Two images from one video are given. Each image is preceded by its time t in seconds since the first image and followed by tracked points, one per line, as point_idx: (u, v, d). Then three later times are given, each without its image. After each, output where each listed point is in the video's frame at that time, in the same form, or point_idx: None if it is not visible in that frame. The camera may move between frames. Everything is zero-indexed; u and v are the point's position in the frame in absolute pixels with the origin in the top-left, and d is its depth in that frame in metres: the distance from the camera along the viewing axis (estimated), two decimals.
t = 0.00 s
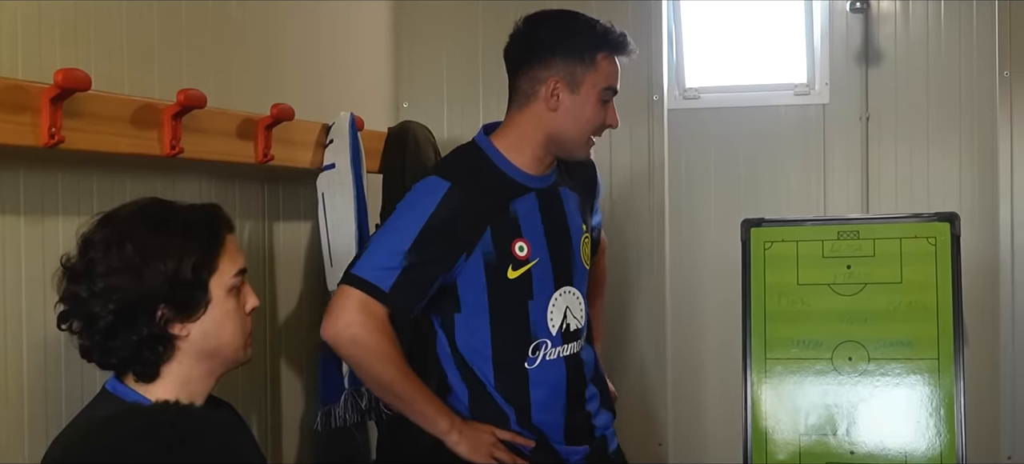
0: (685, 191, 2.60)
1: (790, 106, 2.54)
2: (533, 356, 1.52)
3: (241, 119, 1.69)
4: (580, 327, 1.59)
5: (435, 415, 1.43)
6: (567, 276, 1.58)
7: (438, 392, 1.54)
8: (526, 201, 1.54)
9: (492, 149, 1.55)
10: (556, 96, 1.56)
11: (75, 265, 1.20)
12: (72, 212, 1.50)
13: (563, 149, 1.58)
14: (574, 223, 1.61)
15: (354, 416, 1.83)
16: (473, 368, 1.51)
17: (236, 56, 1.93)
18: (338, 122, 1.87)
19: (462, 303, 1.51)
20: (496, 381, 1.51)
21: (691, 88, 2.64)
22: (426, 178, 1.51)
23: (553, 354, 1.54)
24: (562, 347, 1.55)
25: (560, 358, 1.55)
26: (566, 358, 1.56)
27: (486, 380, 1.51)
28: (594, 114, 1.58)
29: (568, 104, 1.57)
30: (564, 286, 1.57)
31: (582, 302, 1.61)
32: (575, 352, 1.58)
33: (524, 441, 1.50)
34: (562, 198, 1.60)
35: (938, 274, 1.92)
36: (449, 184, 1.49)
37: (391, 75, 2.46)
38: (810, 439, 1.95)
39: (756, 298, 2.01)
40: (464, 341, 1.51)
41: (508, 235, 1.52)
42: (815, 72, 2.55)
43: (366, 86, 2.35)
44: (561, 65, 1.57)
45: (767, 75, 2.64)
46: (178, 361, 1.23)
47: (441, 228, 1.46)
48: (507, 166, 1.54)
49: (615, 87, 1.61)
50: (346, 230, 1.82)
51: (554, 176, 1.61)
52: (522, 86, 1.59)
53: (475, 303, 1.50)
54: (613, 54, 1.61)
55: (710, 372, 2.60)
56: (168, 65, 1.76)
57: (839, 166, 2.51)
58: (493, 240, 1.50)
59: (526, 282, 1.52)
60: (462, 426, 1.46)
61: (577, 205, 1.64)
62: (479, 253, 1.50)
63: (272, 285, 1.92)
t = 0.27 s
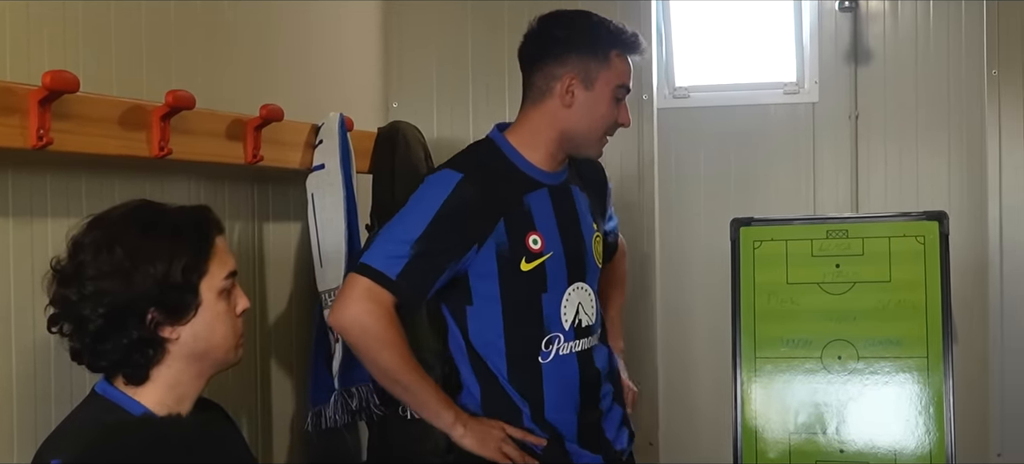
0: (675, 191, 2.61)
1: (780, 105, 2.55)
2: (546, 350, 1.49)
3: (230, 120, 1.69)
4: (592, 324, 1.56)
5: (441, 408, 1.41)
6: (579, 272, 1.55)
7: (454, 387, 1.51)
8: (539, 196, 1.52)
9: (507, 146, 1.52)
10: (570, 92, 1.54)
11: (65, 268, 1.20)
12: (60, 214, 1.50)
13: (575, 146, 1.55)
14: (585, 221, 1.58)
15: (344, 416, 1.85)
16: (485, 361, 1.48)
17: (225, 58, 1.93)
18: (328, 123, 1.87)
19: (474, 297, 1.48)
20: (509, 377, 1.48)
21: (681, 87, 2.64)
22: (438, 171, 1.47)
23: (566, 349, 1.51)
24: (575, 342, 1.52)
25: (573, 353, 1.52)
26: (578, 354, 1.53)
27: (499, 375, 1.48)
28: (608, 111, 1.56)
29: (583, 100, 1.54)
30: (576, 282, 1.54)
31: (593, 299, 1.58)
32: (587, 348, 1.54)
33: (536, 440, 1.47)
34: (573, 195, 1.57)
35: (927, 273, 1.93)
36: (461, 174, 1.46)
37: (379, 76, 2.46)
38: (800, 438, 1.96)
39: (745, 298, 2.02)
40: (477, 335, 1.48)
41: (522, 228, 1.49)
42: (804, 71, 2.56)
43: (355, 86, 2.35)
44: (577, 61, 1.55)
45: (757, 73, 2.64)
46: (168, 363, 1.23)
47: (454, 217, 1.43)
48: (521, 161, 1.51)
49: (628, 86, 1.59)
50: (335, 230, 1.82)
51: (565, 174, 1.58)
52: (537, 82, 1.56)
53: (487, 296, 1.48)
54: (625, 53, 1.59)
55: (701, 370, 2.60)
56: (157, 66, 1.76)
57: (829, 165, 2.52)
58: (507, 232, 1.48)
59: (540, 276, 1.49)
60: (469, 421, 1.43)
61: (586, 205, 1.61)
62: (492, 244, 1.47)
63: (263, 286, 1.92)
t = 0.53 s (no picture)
0: (666, 191, 2.61)
1: (773, 104, 2.55)
2: (555, 349, 1.46)
3: (222, 121, 1.69)
4: (611, 329, 1.52)
5: (423, 380, 1.42)
6: (599, 277, 1.51)
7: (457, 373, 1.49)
8: (563, 199, 1.49)
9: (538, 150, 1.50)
10: (602, 98, 1.52)
11: (56, 270, 1.19)
12: (51, 215, 1.50)
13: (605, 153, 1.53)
14: (613, 226, 1.55)
15: (336, 417, 1.84)
16: (498, 350, 1.45)
17: (216, 58, 1.93)
18: (320, 124, 1.87)
19: (488, 292, 1.46)
20: (519, 370, 1.45)
21: (673, 87, 2.65)
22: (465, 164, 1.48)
23: (577, 351, 1.47)
24: (588, 344, 1.48)
25: (584, 356, 1.48)
26: (590, 357, 1.49)
27: (509, 369, 1.45)
28: (638, 119, 1.54)
29: (613, 107, 1.52)
30: (594, 286, 1.51)
31: (614, 307, 1.54)
32: (601, 352, 1.50)
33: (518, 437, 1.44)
34: (600, 202, 1.53)
35: (918, 273, 1.93)
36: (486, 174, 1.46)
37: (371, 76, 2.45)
38: (791, 438, 1.96)
39: (737, 298, 2.02)
40: (491, 328, 1.46)
41: (542, 229, 1.47)
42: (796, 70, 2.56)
43: (347, 87, 2.35)
44: (610, 68, 1.53)
45: (749, 73, 2.64)
46: (159, 366, 1.23)
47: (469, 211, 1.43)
48: (551, 165, 1.50)
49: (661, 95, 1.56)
50: (327, 231, 1.82)
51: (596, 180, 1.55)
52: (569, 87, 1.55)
53: (501, 293, 1.46)
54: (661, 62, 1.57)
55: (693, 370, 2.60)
56: (148, 66, 1.76)
57: (821, 164, 2.52)
58: (525, 231, 1.46)
59: (555, 276, 1.47)
60: (453, 399, 1.42)
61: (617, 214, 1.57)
62: (508, 242, 1.46)
63: (253, 287, 1.92)
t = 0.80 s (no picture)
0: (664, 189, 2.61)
1: (771, 102, 2.55)
2: (564, 347, 1.48)
3: (219, 120, 1.69)
4: (622, 328, 1.53)
5: (442, 391, 1.47)
6: (611, 275, 1.53)
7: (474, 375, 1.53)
8: (577, 197, 1.51)
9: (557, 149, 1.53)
10: (623, 103, 1.54)
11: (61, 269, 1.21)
12: (49, 216, 1.50)
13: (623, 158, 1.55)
14: (628, 227, 1.56)
15: (336, 417, 1.84)
16: (507, 349, 1.49)
17: (214, 57, 1.93)
18: (318, 123, 1.86)
19: (501, 288, 1.50)
20: (529, 369, 1.49)
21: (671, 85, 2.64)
22: (479, 162, 1.52)
23: (587, 349, 1.49)
24: (597, 343, 1.50)
25: (594, 353, 1.50)
26: (600, 355, 1.50)
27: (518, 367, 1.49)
28: (659, 127, 1.55)
29: (634, 112, 1.54)
30: (605, 285, 1.52)
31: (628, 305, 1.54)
32: (611, 351, 1.51)
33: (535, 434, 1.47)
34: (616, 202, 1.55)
35: (917, 270, 1.93)
36: (498, 168, 1.49)
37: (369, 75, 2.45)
38: (790, 436, 1.96)
39: (736, 296, 2.01)
40: (504, 326, 1.50)
41: (554, 227, 1.50)
42: (794, 67, 2.56)
43: (344, 86, 2.35)
44: (633, 74, 1.55)
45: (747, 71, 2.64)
46: (165, 366, 1.24)
47: (480, 209, 1.47)
48: (569, 165, 1.52)
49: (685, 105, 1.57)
50: (326, 229, 1.82)
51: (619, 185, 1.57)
52: (593, 91, 1.57)
53: (515, 291, 1.49)
54: (687, 72, 1.58)
55: (691, 368, 2.60)
56: (145, 66, 1.75)
57: (819, 164, 2.52)
58: (536, 228, 1.49)
59: (565, 274, 1.49)
60: (472, 408, 1.47)
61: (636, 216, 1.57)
62: (519, 238, 1.49)
63: (252, 286, 1.92)
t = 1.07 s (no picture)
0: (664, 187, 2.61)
1: (771, 101, 2.55)
2: (561, 339, 1.47)
3: (220, 118, 1.68)
4: (620, 324, 1.51)
5: (437, 386, 1.47)
6: (609, 269, 1.51)
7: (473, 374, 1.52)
8: (576, 189, 1.51)
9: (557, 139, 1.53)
10: (623, 94, 1.54)
11: (75, 257, 1.18)
12: (49, 215, 1.49)
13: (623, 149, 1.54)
14: (626, 224, 1.55)
15: (336, 415, 1.84)
16: (504, 343, 1.47)
17: (215, 55, 1.93)
18: (319, 121, 1.86)
19: (498, 278, 1.48)
20: (525, 364, 1.47)
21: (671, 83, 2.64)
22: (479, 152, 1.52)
23: (584, 341, 1.48)
24: (595, 336, 1.48)
25: (590, 347, 1.48)
26: (597, 349, 1.48)
27: (515, 361, 1.47)
28: (658, 120, 1.55)
29: (634, 103, 1.54)
30: (602, 278, 1.51)
31: (625, 301, 1.52)
32: (609, 346, 1.50)
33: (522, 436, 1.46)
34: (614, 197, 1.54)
35: (918, 269, 1.93)
36: (494, 157, 1.49)
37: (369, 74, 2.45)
38: (790, 434, 1.96)
39: (736, 295, 2.01)
40: (501, 319, 1.48)
41: (550, 216, 1.49)
42: (795, 66, 2.56)
43: (345, 85, 2.35)
44: (634, 66, 1.55)
45: (747, 70, 2.64)
46: (163, 364, 1.22)
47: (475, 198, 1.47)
48: (568, 156, 1.52)
49: (684, 99, 1.58)
50: (327, 228, 1.82)
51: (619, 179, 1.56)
52: (594, 83, 1.57)
53: (511, 281, 1.48)
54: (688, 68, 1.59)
55: (691, 367, 2.60)
56: (146, 64, 1.75)
57: (819, 163, 2.52)
58: (534, 216, 1.48)
59: (562, 264, 1.48)
60: (465, 405, 1.47)
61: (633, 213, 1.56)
62: (516, 226, 1.48)
63: (252, 284, 1.92)
